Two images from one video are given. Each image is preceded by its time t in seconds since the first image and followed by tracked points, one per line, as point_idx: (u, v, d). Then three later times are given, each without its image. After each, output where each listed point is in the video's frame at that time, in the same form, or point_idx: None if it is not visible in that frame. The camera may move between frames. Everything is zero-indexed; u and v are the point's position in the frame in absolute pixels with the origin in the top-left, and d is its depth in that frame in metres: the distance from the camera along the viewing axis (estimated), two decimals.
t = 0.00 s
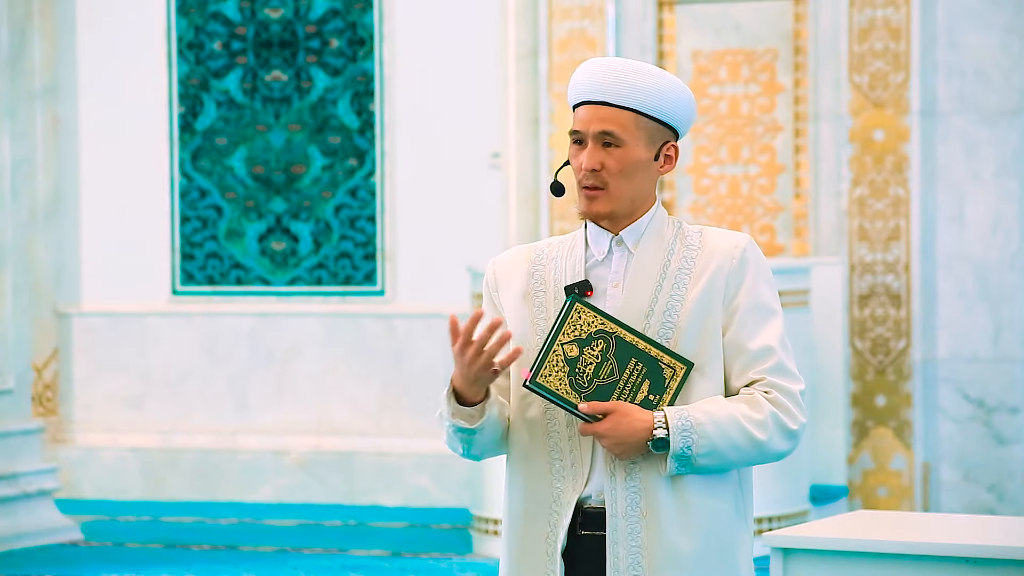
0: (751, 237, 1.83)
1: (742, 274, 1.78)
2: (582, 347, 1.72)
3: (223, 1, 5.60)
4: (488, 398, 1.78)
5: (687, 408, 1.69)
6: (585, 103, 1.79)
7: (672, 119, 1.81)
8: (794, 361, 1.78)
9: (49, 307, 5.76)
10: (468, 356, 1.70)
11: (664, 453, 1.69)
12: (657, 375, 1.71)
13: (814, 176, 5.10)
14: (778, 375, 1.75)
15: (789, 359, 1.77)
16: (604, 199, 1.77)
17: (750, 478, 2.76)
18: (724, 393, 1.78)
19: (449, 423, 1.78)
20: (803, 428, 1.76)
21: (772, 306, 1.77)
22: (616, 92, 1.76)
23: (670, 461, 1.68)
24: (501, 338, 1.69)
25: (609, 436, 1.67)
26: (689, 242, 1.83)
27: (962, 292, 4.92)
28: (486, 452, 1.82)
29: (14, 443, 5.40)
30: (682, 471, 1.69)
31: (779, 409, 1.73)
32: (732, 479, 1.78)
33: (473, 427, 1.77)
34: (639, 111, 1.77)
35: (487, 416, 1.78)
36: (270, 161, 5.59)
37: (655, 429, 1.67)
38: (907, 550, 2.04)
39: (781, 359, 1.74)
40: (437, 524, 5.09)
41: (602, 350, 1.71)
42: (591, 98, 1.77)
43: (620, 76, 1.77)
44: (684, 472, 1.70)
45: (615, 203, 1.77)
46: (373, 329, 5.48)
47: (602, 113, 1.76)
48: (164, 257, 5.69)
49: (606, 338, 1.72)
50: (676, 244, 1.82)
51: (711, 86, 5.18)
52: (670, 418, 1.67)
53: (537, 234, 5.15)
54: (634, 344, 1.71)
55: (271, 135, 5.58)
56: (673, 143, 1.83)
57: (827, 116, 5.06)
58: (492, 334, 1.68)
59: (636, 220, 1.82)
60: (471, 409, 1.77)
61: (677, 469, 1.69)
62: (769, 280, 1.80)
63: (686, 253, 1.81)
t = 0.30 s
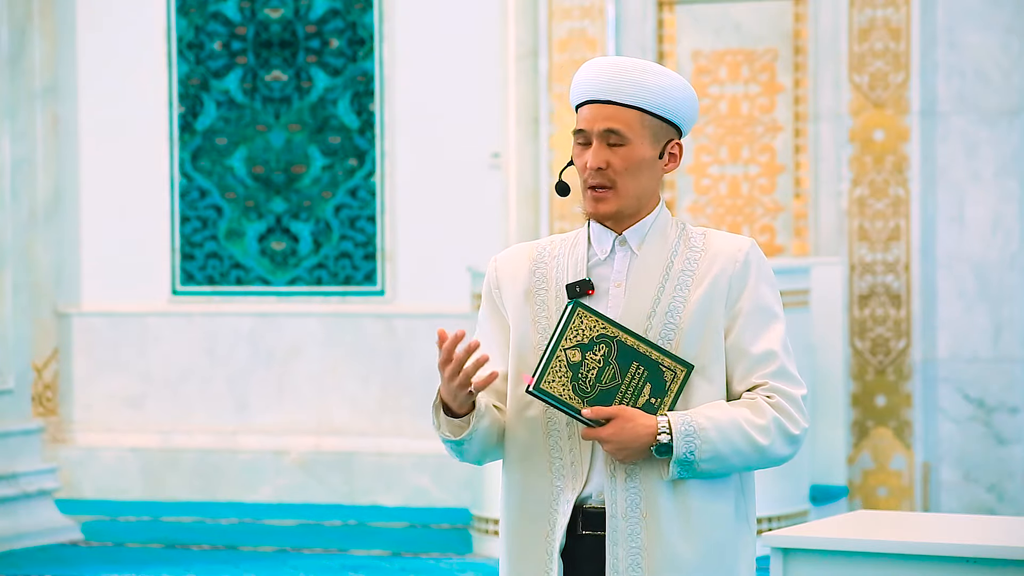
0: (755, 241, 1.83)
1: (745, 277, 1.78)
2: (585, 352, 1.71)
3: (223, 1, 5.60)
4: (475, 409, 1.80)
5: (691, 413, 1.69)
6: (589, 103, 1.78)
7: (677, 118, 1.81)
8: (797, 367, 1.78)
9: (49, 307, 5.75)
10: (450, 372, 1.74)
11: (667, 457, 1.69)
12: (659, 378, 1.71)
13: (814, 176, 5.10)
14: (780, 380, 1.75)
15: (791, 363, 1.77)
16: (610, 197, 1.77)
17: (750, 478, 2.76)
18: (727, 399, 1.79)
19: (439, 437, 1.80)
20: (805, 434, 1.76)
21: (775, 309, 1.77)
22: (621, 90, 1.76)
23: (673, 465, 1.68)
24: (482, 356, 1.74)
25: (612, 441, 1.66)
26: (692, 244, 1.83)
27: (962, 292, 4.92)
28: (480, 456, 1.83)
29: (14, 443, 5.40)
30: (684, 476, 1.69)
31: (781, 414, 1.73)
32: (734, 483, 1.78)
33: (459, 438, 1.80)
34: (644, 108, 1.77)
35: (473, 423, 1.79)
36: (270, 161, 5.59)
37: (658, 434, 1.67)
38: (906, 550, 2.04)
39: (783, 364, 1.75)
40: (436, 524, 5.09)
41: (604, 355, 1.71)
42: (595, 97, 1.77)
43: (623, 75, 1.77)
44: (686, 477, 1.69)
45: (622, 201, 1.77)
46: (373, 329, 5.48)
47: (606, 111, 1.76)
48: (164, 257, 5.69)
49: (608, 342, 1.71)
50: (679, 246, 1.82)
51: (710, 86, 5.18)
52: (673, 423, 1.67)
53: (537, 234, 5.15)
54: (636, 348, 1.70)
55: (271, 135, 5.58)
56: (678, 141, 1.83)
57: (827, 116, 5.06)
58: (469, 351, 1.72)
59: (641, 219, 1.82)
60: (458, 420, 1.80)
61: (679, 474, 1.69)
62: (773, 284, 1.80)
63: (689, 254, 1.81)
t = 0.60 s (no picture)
0: (754, 251, 1.83)
1: (745, 283, 1.79)
2: (589, 354, 1.70)
3: (223, 1, 5.60)
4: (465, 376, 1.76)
5: (694, 416, 1.69)
6: (592, 100, 1.78)
7: (679, 116, 1.81)
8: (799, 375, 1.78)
9: (49, 307, 5.75)
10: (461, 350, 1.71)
11: (670, 459, 1.69)
12: (660, 377, 1.71)
13: (814, 176, 5.10)
14: (784, 387, 1.75)
15: (794, 369, 1.77)
16: (614, 192, 1.77)
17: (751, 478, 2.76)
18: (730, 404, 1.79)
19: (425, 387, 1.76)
20: (808, 442, 1.76)
21: (776, 320, 1.78)
22: (625, 87, 1.76)
23: (676, 467, 1.67)
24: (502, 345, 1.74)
25: (618, 443, 1.66)
26: (693, 248, 1.83)
27: (962, 292, 4.92)
28: (452, 426, 1.79)
29: (13, 443, 5.40)
30: (686, 478, 1.69)
31: (785, 421, 1.73)
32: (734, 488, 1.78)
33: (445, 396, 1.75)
34: (648, 105, 1.77)
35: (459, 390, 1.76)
36: (270, 161, 5.59)
37: (663, 435, 1.67)
38: (906, 550, 2.04)
39: (786, 371, 1.74)
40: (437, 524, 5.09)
41: (607, 356, 1.71)
42: (599, 94, 1.77)
43: (627, 72, 1.77)
44: (687, 479, 1.69)
45: (625, 197, 1.77)
46: (373, 329, 5.48)
47: (610, 108, 1.76)
48: (164, 257, 5.69)
49: (611, 343, 1.71)
50: (680, 249, 1.83)
51: (710, 86, 5.17)
52: (677, 425, 1.67)
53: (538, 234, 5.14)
54: (638, 348, 1.71)
55: (270, 135, 5.58)
56: (679, 140, 1.84)
57: (827, 116, 5.06)
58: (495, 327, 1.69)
59: (642, 219, 1.82)
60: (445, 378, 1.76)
61: (681, 476, 1.68)
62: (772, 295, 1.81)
63: (689, 257, 1.82)
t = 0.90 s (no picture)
0: (754, 249, 1.83)
1: (745, 281, 1.79)
2: (594, 353, 1.70)
3: (223, 1, 5.60)
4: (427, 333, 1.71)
5: (697, 414, 1.69)
6: (587, 101, 1.78)
7: (676, 113, 1.81)
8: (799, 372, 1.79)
9: (49, 307, 5.75)
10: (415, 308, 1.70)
11: (672, 457, 1.69)
12: (661, 374, 1.70)
13: (814, 176, 5.10)
14: (784, 386, 1.75)
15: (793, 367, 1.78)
16: (613, 192, 1.77)
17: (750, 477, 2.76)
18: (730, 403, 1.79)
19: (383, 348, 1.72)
20: (807, 441, 1.76)
21: (776, 318, 1.78)
22: (620, 86, 1.76)
23: (678, 465, 1.67)
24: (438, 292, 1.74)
25: (622, 441, 1.66)
26: (693, 246, 1.83)
27: (962, 292, 4.92)
28: (418, 385, 1.73)
29: (13, 443, 5.40)
30: (688, 476, 1.69)
31: (785, 420, 1.73)
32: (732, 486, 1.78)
33: (402, 352, 1.70)
34: (644, 104, 1.77)
35: (418, 343, 1.70)
36: (270, 161, 5.59)
37: (667, 434, 1.66)
38: (906, 550, 2.04)
39: (785, 370, 1.75)
40: (436, 524, 5.09)
41: (611, 355, 1.70)
42: (594, 94, 1.77)
43: (622, 71, 1.76)
44: (689, 477, 1.69)
45: (624, 196, 1.77)
46: (373, 329, 5.48)
47: (606, 108, 1.76)
48: (164, 257, 5.69)
49: (615, 342, 1.71)
50: (679, 247, 1.83)
51: (710, 86, 5.17)
52: (681, 423, 1.67)
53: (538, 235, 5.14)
54: (640, 346, 1.70)
55: (271, 135, 5.58)
56: (676, 138, 1.84)
57: (827, 116, 5.06)
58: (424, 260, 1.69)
59: (642, 218, 1.82)
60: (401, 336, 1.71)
61: (683, 474, 1.68)
62: (771, 290, 1.81)
63: (689, 256, 1.82)
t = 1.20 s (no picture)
0: (749, 246, 1.83)
1: (741, 282, 1.78)
2: (599, 365, 1.69)
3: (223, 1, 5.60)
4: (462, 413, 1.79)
5: (702, 420, 1.69)
6: (573, 110, 1.79)
7: (663, 120, 1.81)
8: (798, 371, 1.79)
9: (49, 307, 5.75)
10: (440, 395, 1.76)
11: (678, 464, 1.69)
12: (666, 383, 1.70)
13: (814, 176, 5.10)
14: (786, 385, 1.76)
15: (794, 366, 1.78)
16: (600, 203, 1.77)
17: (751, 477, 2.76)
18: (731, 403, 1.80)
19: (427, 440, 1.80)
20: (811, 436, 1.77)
21: (774, 317, 1.77)
22: (603, 96, 1.76)
23: (685, 472, 1.68)
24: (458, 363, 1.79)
25: (629, 454, 1.67)
26: (688, 247, 1.83)
27: (962, 292, 4.92)
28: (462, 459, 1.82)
29: (13, 444, 5.40)
30: (695, 482, 1.69)
31: (788, 419, 1.74)
32: (733, 487, 1.78)
33: (445, 440, 1.79)
34: (629, 113, 1.77)
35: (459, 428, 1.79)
36: (270, 161, 5.59)
37: (673, 444, 1.67)
38: (907, 550, 2.04)
39: (787, 369, 1.76)
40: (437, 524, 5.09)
41: (617, 366, 1.69)
42: (579, 104, 1.78)
43: (605, 80, 1.77)
44: (695, 483, 1.70)
45: (612, 206, 1.77)
46: (373, 329, 5.48)
47: (591, 118, 1.76)
48: (164, 257, 5.69)
49: (621, 353, 1.69)
50: (675, 248, 1.82)
51: (710, 86, 5.17)
52: (686, 431, 1.67)
53: (537, 235, 5.14)
54: (646, 356, 1.69)
55: (271, 135, 5.58)
56: (666, 142, 1.82)
57: (827, 116, 5.06)
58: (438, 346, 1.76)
59: (635, 221, 1.82)
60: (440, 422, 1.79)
61: (690, 480, 1.69)
62: (768, 288, 1.80)
63: (684, 257, 1.81)
